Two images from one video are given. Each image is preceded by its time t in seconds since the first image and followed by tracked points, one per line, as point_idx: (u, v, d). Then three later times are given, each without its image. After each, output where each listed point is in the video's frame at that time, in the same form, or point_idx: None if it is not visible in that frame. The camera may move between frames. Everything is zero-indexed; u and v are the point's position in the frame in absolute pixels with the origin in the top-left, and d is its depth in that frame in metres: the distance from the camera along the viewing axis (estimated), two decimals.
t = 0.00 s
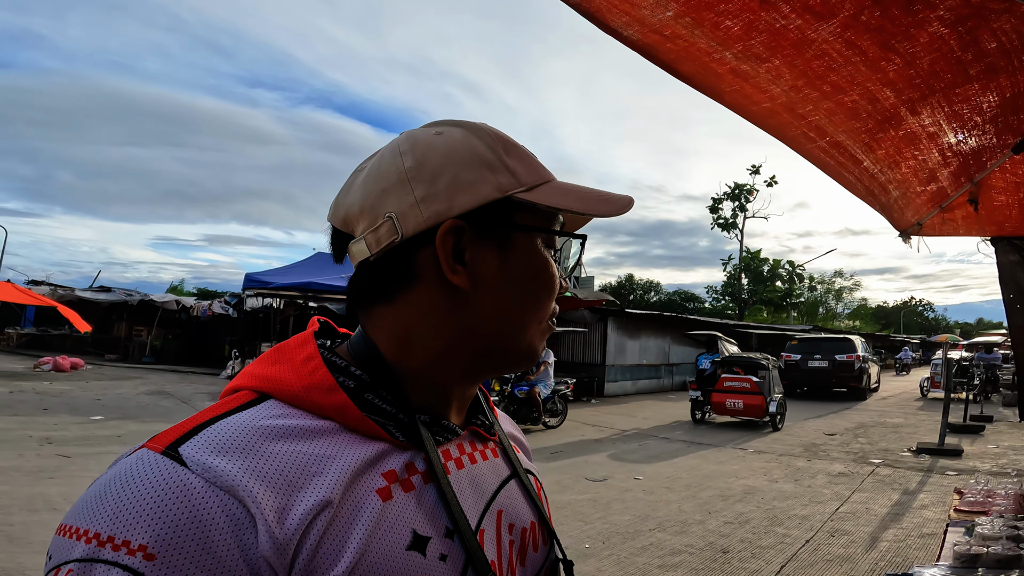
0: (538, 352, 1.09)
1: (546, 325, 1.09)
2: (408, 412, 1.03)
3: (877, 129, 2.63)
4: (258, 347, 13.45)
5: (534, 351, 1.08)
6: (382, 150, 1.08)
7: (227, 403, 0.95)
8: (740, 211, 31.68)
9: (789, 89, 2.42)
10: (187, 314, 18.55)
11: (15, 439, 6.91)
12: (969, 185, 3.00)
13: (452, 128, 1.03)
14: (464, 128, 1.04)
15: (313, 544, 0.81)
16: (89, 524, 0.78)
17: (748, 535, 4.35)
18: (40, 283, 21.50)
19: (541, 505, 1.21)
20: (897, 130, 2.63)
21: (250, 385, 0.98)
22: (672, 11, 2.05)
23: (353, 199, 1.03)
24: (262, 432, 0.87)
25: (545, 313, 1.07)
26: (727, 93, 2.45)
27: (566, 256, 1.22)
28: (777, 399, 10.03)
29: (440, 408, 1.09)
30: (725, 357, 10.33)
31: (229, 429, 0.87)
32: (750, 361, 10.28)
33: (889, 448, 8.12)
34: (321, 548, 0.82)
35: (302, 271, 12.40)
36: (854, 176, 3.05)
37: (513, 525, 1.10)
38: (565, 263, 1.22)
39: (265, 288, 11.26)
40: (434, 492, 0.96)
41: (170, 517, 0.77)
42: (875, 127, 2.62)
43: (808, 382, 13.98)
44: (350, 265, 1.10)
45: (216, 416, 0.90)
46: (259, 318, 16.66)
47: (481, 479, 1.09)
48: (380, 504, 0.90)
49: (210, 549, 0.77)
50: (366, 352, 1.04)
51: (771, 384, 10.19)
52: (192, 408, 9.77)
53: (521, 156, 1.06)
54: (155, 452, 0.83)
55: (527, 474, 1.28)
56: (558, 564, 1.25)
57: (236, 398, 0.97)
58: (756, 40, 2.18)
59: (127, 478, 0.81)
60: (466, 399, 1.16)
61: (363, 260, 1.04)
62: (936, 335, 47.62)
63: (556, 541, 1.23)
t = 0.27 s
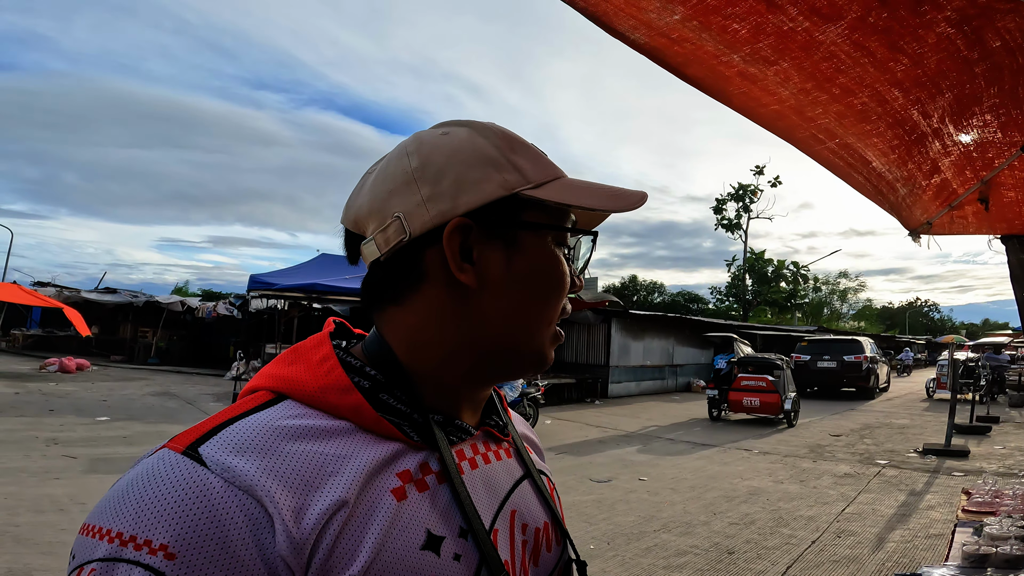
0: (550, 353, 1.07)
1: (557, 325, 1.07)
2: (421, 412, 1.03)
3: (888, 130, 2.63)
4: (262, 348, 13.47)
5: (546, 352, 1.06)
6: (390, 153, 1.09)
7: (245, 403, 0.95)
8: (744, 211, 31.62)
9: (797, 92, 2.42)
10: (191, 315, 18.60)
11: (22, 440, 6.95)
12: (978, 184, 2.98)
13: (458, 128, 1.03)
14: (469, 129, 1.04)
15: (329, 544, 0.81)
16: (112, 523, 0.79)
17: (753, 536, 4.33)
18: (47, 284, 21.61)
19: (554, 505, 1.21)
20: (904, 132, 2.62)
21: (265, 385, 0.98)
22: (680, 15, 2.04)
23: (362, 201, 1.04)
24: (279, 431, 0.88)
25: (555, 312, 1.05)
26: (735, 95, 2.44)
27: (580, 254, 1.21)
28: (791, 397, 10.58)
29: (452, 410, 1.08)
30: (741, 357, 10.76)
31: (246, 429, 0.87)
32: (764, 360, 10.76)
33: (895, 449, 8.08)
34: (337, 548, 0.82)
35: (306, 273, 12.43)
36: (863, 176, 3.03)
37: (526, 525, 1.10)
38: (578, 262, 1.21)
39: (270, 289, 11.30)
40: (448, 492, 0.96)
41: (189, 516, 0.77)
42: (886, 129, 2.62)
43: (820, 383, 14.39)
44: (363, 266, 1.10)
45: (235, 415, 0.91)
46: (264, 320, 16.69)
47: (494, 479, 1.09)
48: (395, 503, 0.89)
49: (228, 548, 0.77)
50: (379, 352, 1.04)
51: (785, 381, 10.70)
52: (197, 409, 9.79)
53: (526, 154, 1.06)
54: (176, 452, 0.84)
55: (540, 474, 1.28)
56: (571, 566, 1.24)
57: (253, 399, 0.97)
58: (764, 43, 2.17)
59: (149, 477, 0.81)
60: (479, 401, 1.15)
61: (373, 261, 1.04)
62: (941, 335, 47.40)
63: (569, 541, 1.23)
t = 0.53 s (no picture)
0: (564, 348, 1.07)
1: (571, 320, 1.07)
2: (437, 407, 1.03)
3: (893, 132, 2.62)
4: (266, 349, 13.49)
5: (560, 345, 1.06)
6: (405, 151, 1.10)
7: (267, 399, 0.96)
8: (748, 212, 31.55)
9: (802, 92, 2.41)
10: (195, 316, 18.63)
11: (28, 440, 6.98)
12: (982, 183, 2.96)
13: (471, 125, 1.04)
14: (483, 125, 1.05)
15: (348, 536, 0.82)
16: (139, 517, 0.81)
17: (758, 535, 4.32)
18: (52, 285, 21.71)
19: (568, 500, 1.21)
20: (910, 134, 2.63)
21: (286, 380, 1.00)
22: (685, 16, 2.04)
23: (377, 198, 1.05)
24: (299, 425, 0.89)
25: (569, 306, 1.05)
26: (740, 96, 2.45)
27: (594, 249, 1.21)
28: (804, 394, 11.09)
29: (468, 405, 1.09)
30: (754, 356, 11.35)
31: (266, 424, 0.88)
32: (775, 359, 11.35)
33: (901, 449, 8.05)
34: (356, 541, 0.83)
35: (310, 274, 12.46)
36: (868, 178, 3.04)
37: (542, 519, 1.10)
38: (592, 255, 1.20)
39: (274, 290, 11.33)
40: (465, 486, 0.96)
41: (214, 510, 0.79)
42: (891, 130, 2.61)
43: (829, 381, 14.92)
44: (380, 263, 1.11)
45: (256, 411, 0.92)
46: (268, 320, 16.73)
47: (509, 473, 1.09)
48: (413, 497, 0.90)
49: (251, 541, 0.79)
50: (396, 348, 1.05)
51: (797, 379, 11.27)
52: (202, 409, 9.82)
53: (540, 148, 1.06)
54: (200, 447, 0.86)
55: (555, 469, 1.28)
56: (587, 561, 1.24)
57: (274, 394, 0.98)
58: (769, 44, 2.18)
59: (174, 472, 0.83)
60: (494, 396, 1.16)
61: (390, 256, 1.05)
62: (947, 336, 47.20)
63: (584, 536, 1.23)
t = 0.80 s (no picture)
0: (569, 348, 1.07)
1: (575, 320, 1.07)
2: (441, 406, 1.03)
3: (901, 136, 2.62)
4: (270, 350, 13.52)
5: (563, 346, 1.06)
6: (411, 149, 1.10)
7: (270, 398, 0.96)
8: (751, 212, 31.52)
9: (808, 93, 2.40)
10: (199, 317, 18.67)
11: (33, 441, 7.00)
12: (984, 183, 2.96)
13: (477, 124, 1.04)
14: (488, 124, 1.05)
15: (351, 536, 0.83)
16: (141, 517, 0.81)
17: (761, 536, 4.32)
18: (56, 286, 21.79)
19: (571, 500, 1.21)
20: (916, 137, 2.62)
21: (289, 380, 1.00)
22: (689, 16, 2.04)
23: (381, 196, 1.05)
24: (303, 425, 0.89)
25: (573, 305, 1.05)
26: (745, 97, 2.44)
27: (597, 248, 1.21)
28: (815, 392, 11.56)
29: (472, 404, 1.09)
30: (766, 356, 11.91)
31: (271, 422, 0.89)
32: (786, 360, 11.90)
33: (905, 450, 8.03)
34: (359, 540, 0.83)
35: (313, 275, 12.49)
36: (873, 180, 3.04)
37: (544, 519, 1.10)
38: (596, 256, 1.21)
39: (278, 291, 11.36)
40: (467, 486, 0.96)
41: (217, 508, 0.79)
42: (898, 135, 2.61)
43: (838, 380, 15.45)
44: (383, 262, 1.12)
45: (260, 409, 0.92)
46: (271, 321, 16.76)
47: (512, 473, 1.09)
48: (415, 497, 0.90)
49: (253, 539, 0.79)
50: (400, 347, 1.04)
51: (808, 378, 11.77)
52: (206, 410, 9.84)
53: (545, 148, 1.06)
54: (204, 446, 0.86)
55: (557, 470, 1.28)
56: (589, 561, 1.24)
57: (278, 393, 0.98)
58: (774, 44, 2.17)
59: (178, 470, 0.84)
60: (498, 397, 1.16)
61: (394, 255, 1.06)
62: (951, 336, 47.02)
63: (586, 536, 1.22)
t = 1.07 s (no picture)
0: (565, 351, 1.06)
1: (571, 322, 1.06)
2: (436, 409, 1.03)
3: (904, 138, 2.62)
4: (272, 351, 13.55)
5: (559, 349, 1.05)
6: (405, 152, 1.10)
7: (266, 402, 0.96)
8: (753, 212, 31.49)
9: (809, 94, 2.40)
10: (202, 318, 18.70)
11: (36, 442, 7.01)
12: (988, 184, 2.95)
13: (470, 127, 1.04)
14: (481, 126, 1.05)
15: (346, 539, 0.83)
16: (137, 519, 0.81)
17: (764, 537, 4.31)
18: (59, 287, 21.84)
19: (569, 504, 1.20)
20: (919, 139, 2.62)
21: (286, 384, 1.00)
22: (689, 17, 2.04)
23: (374, 199, 1.06)
24: (298, 428, 0.89)
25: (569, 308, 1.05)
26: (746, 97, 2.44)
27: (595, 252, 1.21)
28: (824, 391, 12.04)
29: (469, 407, 1.09)
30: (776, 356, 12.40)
31: (265, 426, 0.88)
32: (796, 360, 12.38)
33: (908, 451, 8.01)
34: (354, 544, 0.83)
35: (315, 276, 12.51)
36: (876, 181, 3.04)
37: (543, 523, 1.10)
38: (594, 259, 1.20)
39: (280, 292, 11.38)
40: (463, 490, 0.96)
41: (211, 512, 0.79)
42: (902, 136, 2.60)
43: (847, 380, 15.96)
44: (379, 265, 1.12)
45: (256, 413, 0.92)
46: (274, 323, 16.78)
47: (510, 477, 1.09)
48: (411, 500, 0.90)
49: (248, 543, 0.79)
50: (396, 351, 1.04)
51: (818, 378, 12.26)
52: (208, 411, 9.85)
53: (538, 150, 1.05)
54: (199, 449, 0.86)
55: (556, 473, 1.27)
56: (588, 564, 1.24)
57: (274, 397, 0.98)
58: (775, 46, 2.17)
59: (172, 473, 0.83)
60: (496, 400, 1.16)
61: (387, 258, 1.06)
62: (956, 337, 46.85)
63: (585, 540, 1.22)
